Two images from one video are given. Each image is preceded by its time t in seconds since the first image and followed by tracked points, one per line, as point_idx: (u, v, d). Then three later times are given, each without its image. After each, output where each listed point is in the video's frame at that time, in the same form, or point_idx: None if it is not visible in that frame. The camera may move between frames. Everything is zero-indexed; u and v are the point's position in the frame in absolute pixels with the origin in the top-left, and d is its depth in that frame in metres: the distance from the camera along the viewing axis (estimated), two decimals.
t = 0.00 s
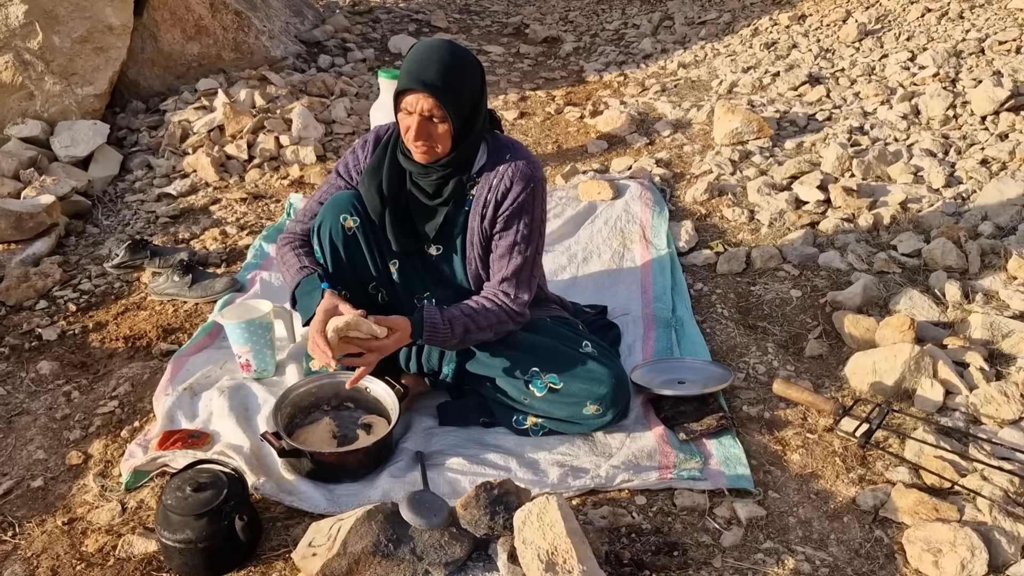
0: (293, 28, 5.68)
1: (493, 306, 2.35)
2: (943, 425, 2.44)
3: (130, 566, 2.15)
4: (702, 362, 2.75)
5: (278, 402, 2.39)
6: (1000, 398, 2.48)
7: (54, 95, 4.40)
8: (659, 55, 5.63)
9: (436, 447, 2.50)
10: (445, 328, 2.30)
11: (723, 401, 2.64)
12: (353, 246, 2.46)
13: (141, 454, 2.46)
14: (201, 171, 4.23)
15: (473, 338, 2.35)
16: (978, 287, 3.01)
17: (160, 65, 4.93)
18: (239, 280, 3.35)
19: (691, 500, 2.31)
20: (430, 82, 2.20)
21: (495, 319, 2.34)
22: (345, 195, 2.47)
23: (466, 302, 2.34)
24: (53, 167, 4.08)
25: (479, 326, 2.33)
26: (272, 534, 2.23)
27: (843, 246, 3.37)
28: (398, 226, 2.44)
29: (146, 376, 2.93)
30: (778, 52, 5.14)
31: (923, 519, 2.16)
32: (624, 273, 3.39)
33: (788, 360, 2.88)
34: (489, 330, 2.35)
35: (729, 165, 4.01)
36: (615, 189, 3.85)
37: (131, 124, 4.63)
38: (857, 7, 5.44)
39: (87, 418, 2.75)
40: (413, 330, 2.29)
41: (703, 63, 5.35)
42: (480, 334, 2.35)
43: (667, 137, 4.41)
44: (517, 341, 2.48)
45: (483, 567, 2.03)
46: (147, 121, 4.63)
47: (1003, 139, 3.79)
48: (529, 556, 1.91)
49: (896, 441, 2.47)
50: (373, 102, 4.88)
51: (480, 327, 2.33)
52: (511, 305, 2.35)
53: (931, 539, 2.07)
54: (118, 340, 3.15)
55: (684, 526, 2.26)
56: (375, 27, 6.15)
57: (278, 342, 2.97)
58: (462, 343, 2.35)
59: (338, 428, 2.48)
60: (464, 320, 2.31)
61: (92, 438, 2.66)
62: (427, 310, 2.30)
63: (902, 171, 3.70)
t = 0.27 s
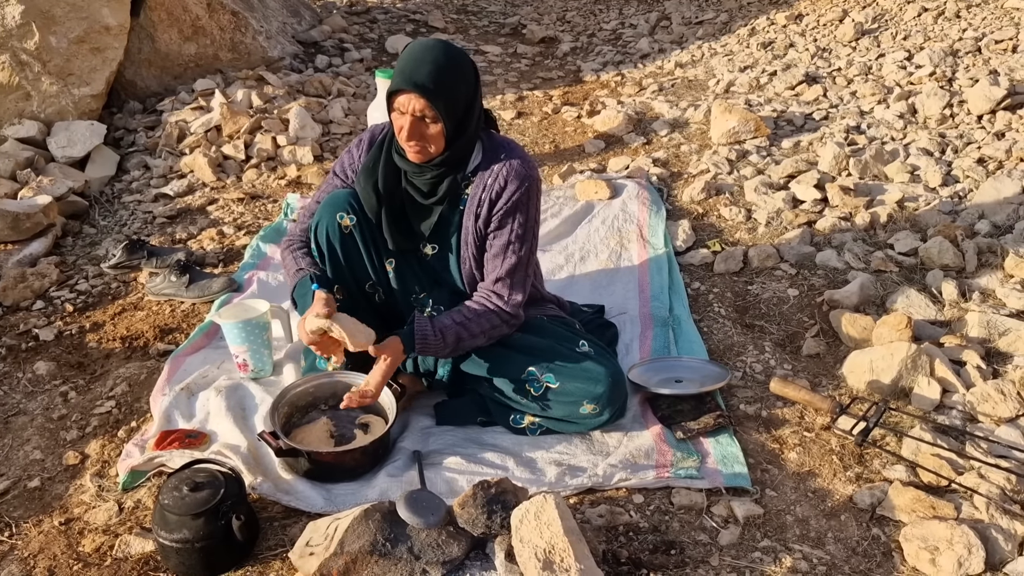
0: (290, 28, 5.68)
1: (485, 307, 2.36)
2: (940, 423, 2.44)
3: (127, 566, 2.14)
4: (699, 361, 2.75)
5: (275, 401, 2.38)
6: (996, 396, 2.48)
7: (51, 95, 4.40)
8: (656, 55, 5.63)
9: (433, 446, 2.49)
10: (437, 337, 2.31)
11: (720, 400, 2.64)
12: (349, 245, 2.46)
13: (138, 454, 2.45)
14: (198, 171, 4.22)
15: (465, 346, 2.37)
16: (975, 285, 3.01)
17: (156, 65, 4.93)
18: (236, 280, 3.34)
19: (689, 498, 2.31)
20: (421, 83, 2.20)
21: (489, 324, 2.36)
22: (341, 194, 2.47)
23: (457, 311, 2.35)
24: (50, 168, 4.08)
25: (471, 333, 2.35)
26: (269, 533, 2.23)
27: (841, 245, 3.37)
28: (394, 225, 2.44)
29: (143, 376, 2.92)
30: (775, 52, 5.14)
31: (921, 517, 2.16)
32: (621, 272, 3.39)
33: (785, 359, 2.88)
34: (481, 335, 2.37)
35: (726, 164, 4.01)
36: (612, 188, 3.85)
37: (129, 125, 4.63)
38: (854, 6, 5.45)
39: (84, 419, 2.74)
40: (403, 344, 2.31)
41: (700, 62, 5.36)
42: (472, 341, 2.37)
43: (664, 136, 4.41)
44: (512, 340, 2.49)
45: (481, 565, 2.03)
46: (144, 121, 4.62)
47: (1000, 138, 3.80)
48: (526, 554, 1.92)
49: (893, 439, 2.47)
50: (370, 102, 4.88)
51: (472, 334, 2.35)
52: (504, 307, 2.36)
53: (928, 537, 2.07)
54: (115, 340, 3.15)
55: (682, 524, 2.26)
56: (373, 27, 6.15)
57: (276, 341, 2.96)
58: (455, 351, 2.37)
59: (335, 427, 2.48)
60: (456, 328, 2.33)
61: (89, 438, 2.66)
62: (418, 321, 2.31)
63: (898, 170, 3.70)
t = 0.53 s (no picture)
0: (289, 28, 5.67)
1: (486, 305, 2.36)
2: (939, 424, 2.44)
3: (125, 567, 2.14)
4: (698, 362, 2.75)
5: (273, 402, 2.38)
6: (996, 397, 2.48)
7: (50, 95, 4.39)
8: (655, 55, 5.62)
9: (432, 447, 2.49)
10: (440, 333, 2.30)
11: (720, 400, 2.63)
12: (346, 244, 2.46)
13: (136, 455, 2.45)
14: (197, 172, 4.22)
15: (467, 342, 2.36)
16: (975, 286, 3.01)
17: (155, 65, 4.92)
18: (235, 280, 3.34)
19: (688, 499, 2.31)
20: (430, 79, 2.20)
21: (489, 322, 2.36)
22: (339, 192, 2.46)
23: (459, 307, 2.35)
24: (48, 168, 4.07)
25: (473, 329, 2.34)
26: (268, 535, 2.22)
27: (840, 246, 3.36)
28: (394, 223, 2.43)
29: (141, 377, 2.92)
30: (774, 52, 5.14)
31: (920, 519, 2.16)
32: (620, 273, 3.39)
33: (785, 360, 2.88)
34: (482, 333, 2.37)
35: (725, 164, 4.00)
36: (612, 189, 3.85)
37: (127, 125, 4.62)
38: (853, 6, 5.45)
39: (82, 419, 2.74)
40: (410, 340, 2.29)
41: (700, 63, 5.35)
42: (473, 338, 2.37)
43: (664, 136, 4.40)
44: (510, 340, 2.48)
45: (479, 567, 2.02)
46: (142, 121, 4.62)
47: (1000, 138, 3.80)
48: (526, 555, 1.91)
49: (893, 440, 2.47)
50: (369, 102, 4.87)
51: (473, 332, 2.35)
52: (505, 305, 2.36)
53: (928, 538, 2.07)
54: (113, 340, 3.14)
55: (681, 525, 2.25)
56: (372, 28, 6.15)
57: (274, 342, 2.96)
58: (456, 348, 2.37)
59: (334, 428, 2.47)
60: (458, 325, 2.32)
61: (87, 439, 2.65)
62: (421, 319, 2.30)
63: (898, 171, 3.70)
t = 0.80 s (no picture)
0: (291, 28, 5.68)
1: (483, 303, 2.35)
2: (939, 427, 2.44)
3: (125, 566, 2.14)
4: (698, 363, 2.75)
5: (274, 402, 2.38)
6: (996, 400, 2.48)
7: (52, 95, 4.40)
8: (657, 57, 5.63)
9: (433, 447, 2.49)
10: (433, 322, 2.29)
11: (720, 402, 2.64)
12: (350, 245, 2.47)
13: (137, 454, 2.45)
14: (199, 171, 4.22)
15: (462, 334, 2.34)
16: (975, 288, 3.01)
17: (157, 64, 4.93)
18: (236, 279, 3.34)
19: (688, 501, 2.31)
20: (428, 80, 2.20)
21: (484, 317, 2.34)
22: (342, 194, 2.47)
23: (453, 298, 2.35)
24: (50, 167, 4.08)
25: (467, 323, 2.32)
26: (268, 534, 2.22)
27: (840, 248, 3.37)
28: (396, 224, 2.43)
29: (142, 376, 2.92)
30: (776, 54, 5.15)
31: (920, 521, 2.16)
32: (621, 274, 3.39)
33: (785, 361, 2.88)
34: (477, 327, 2.35)
35: (727, 166, 4.01)
36: (613, 190, 3.86)
37: (129, 124, 4.63)
38: (855, 9, 5.45)
39: (83, 418, 2.74)
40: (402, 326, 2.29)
41: (701, 64, 5.36)
42: (469, 330, 2.34)
43: (665, 138, 4.41)
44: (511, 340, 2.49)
45: (479, 567, 2.03)
46: (144, 121, 4.62)
47: (1000, 141, 3.80)
48: (526, 556, 1.92)
49: (892, 442, 2.47)
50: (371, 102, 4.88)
51: (468, 324, 2.33)
52: (500, 303, 2.35)
53: (928, 541, 2.07)
54: (114, 339, 3.15)
55: (681, 526, 2.26)
56: (374, 28, 6.16)
57: (275, 341, 2.96)
58: (452, 340, 2.35)
59: (334, 428, 2.47)
60: (452, 315, 2.32)
61: (88, 438, 2.66)
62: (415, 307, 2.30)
63: (899, 173, 3.70)
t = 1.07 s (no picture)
0: (295, 26, 5.68)
1: (491, 307, 2.36)
2: (939, 431, 2.45)
3: (125, 561, 2.14)
4: (699, 365, 2.76)
5: (275, 399, 2.39)
6: (996, 404, 2.49)
7: (55, 90, 4.40)
8: (659, 58, 5.63)
9: (433, 446, 2.50)
10: (444, 333, 2.31)
11: (720, 404, 2.64)
12: (351, 243, 2.47)
13: (137, 450, 2.46)
14: (201, 169, 4.23)
15: (471, 342, 2.37)
16: (976, 293, 3.02)
17: (161, 61, 4.93)
18: (237, 277, 3.35)
19: (687, 502, 2.32)
20: (428, 81, 2.21)
21: (493, 323, 2.36)
22: (345, 193, 2.48)
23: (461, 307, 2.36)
24: (53, 163, 4.08)
25: (477, 330, 2.35)
26: (268, 531, 2.23)
27: (842, 251, 3.37)
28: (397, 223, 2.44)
29: (143, 372, 2.92)
30: (778, 57, 5.15)
31: (919, 525, 2.16)
32: (622, 275, 3.40)
33: (785, 364, 2.88)
34: (486, 333, 2.37)
35: (729, 168, 4.01)
36: (615, 191, 3.86)
37: (132, 120, 4.63)
38: (858, 13, 5.46)
39: (83, 414, 2.74)
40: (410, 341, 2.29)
41: (704, 67, 5.36)
42: (478, 338, 2.37)
43: (667, 140, 4.41)
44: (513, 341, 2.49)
45: (479, 566, 2.03)
46: (147, 118, 4.63)
47: (1003, 146, 3.80)
48: (525, 556, 1.92)
49: (892, 446, 2.47)
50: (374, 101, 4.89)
51: (477, 331, 2.35)
52: (510, 307, 2.37)
53: (926, 545, 2.07)
54: (116, 335, 3.15)
55: (680, 528, 2.26)
56: (377, 27, 6.16)
57: (277, 339, 2.97)
58: (461, 347, 2.37)
59: (334, 426, 2.48)
60: (462, 324, 2.34)
61: (88, 433, 2.66)
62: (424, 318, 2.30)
63: (901, 177, 3.70)
